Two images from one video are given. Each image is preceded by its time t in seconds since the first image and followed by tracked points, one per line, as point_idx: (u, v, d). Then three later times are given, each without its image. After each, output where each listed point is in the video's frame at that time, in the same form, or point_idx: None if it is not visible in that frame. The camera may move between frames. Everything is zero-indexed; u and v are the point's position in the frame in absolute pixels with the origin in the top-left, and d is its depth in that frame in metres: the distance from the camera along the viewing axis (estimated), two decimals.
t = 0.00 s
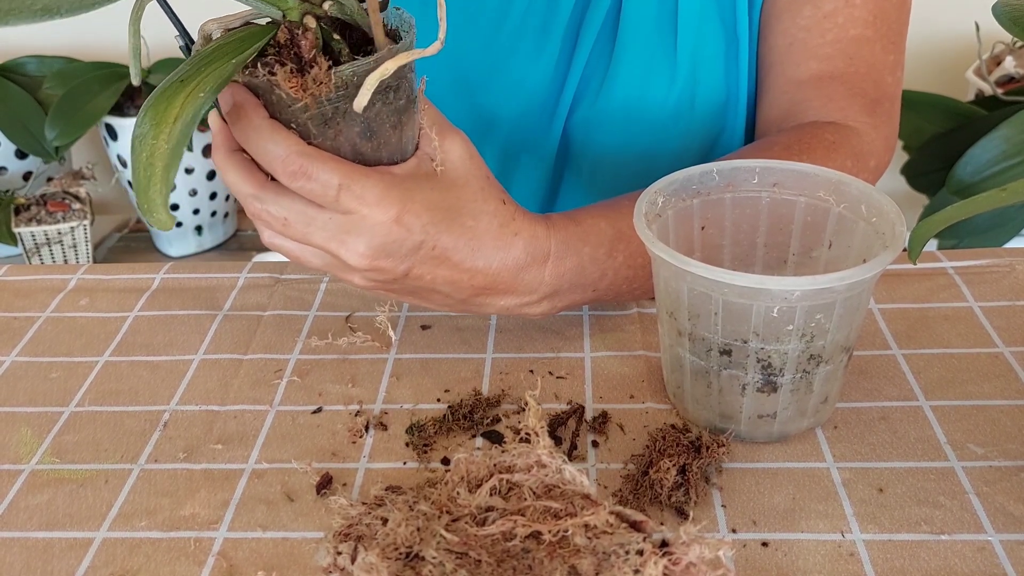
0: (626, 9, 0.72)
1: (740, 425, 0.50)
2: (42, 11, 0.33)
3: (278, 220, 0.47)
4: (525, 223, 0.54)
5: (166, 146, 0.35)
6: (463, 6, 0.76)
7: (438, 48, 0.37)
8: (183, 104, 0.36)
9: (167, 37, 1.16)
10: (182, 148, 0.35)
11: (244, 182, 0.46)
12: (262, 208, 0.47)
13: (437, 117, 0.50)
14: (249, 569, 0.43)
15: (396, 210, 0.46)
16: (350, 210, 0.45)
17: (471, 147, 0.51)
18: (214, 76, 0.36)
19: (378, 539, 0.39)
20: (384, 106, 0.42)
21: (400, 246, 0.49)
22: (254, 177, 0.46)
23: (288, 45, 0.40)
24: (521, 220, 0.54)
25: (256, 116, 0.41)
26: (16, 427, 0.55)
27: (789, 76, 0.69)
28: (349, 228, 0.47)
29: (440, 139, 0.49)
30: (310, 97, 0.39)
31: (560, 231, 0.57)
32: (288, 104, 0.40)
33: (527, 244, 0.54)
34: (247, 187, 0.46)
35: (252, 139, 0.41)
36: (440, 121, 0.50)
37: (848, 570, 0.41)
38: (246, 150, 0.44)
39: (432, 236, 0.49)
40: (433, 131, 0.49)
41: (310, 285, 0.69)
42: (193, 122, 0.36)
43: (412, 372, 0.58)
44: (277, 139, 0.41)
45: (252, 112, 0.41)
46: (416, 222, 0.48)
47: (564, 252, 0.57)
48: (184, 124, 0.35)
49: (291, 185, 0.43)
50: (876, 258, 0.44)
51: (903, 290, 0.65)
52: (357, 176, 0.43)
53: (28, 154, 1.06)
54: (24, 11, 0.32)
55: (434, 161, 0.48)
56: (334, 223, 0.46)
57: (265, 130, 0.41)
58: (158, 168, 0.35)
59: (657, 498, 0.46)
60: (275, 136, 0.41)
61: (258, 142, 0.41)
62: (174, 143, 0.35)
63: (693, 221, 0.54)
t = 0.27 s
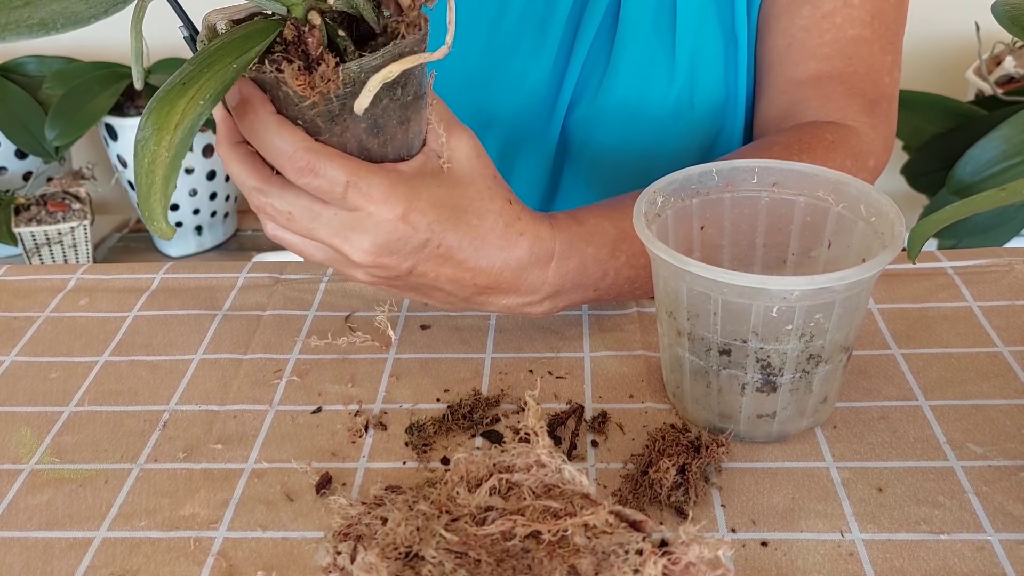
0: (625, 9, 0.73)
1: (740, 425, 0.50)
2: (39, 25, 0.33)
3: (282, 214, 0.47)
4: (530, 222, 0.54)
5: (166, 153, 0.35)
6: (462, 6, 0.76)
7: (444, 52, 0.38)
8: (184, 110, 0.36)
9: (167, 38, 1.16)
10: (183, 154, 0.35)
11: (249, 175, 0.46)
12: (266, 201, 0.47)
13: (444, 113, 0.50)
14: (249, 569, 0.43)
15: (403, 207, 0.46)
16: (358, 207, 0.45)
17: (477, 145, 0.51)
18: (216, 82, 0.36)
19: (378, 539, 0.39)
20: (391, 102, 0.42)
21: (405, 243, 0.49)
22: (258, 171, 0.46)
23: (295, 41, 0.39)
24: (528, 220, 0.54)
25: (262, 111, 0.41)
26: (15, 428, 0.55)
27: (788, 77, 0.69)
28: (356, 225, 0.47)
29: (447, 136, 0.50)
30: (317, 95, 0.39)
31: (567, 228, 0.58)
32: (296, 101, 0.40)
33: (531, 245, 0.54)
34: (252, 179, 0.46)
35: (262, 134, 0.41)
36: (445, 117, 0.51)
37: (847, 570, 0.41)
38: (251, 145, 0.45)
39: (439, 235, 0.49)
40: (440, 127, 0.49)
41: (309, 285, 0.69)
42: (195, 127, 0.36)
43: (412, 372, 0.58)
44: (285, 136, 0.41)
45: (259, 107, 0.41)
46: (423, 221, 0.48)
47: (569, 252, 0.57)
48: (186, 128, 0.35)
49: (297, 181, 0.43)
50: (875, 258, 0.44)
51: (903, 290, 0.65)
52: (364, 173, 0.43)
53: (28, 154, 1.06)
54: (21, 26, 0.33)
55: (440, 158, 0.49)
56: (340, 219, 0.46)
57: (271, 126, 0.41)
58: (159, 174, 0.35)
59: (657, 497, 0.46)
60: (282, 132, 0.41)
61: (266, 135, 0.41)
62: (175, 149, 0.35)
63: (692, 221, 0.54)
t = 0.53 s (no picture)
0: (625, 8, 0.73)
1: (740, 425, 0.50)
2: (34, 27, 0.33)
3: (278, 215, 0.47)
4: (526, 223, 0.54)
5: (159, 153, 0.35)
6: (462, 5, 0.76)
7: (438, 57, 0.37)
8: (178, 110, 0.36)
9: (167, 38, 1.16)
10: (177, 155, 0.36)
11: (245, 176, 0.46)
12: (263, 203, 0.47)
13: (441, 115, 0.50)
14: (249, 570, 0.43)
15: (397, 207, 0.46)
16: (352, 207, 0.45)
17: (473, 146, 0.51)
18: (209, 82, 0.36)
19: (378, 540, 0.39)
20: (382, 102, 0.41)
21: (402, 242, 0.49)
22: (256, 172, 0.46)
23: (288, 42, 0.39)
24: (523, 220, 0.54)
25: (257, 112, 0.41)
26: (16, 428, 0.55)
27: (787, 77, 0.69)
28: (350, 225, 0.47)
29: (442, 136, 0.49)
30: (309, 96, 0.39)
31: (565, 228, 0.58)
32: (288, 102, 0.40)
33: (528, 245, 0.54)
34: (249, 181, 0.46)
35: (255, 134, 0.41)
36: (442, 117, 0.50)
37: (847, 570, 0.41)
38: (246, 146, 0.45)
39: (435, 234, 0.49)
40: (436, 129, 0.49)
41: (309, 285, 0.69)
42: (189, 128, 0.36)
43: (412, 372, 0.58)
44: (280, 137, 0.41)
45: (253, 107, 0.41)
46: (418, 220, 0.48)
47: (565, 252, 0.57)
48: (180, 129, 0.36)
49: (292, 181, 0.43)
50: (876, 258, 0.44)
51: (902, 290, 0.65)
52: (359, 172, 0.43)
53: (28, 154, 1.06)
54: (15, 27, 0.32)
55: (435, 158, 0.48)
56: (335, 220, 0.46)
57: (266, 127, 0.41)
58: (152, 174, 0.36)
59: (657, 498, 0.46)
60: (277, 133, 0.41)
61: (260, 136, 0.41)
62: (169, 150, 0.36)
63: (692, 220, 0.54)
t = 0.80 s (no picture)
0: (624, 8, 0.73)
1: (740, 425, 0.50)
2: (23, 37, 0.33)
3: (274, 218, 0.47)
4: (522, 224, 0.54)
5: (147, 158, 0.36)
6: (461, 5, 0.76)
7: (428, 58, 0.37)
8: (167, 116, 0.36)
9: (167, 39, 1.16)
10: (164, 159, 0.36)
11: (242, 180, 0.47)
12: (259, 206, 0.47)
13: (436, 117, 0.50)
14: (249, 570, 0.43)
15: (395, 208, 0.46)
16: (342, 209, 0.45)
17: (469, 149, 0.51)
18: (197, 89, 0.36)
19: (378, 539, 0.39)
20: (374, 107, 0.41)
21: (395, 245, 0.49)
22: (253, 175, 0.46)
23: (274, 48, 0.40)
24: (519, 221, 0.54)
25: (247, 116, 0.42)
26: (16, 428, 0.55)
27: (786, 76, 0.69)
28: (343, 228, 0.47)
29: (437, 140, 0.50)
30: (295, 99, 0.40)
31: (559, 231, 0.57)
32: (276, 107, 0.41)
33: (523, 246, 0.54)
34: (246, 184, 0.47)
35: (245, 137, 0.42)
36: (436, 120, 0.50)
37: (848, 570, 0.41)
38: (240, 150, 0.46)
39: (428, 236, 0.49)
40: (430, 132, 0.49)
41: (309, 285, 0.69)
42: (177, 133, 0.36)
43: (411, 372, 0.58)
44: (272, 141, 0.42)
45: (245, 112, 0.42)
46: (411, 221, 0.48)
47: (561, 254, 0.57)
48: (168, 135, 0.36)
49: (284, 184, 0.43)
50: (876, 258, 0.44)
51: (902, 290, 0.65)
52: (350, 176, 0.43)
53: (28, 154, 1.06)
54: (5, 38, 0.33)
55: (430, 161, 0.49)
56: (328, 223, 0.46)
57: (257, 130, 0.42)
58: (140, 178, 0.36)
59: (657, 498, 0.46)
60: (267, 137, 0.42)
61: (251, 140, 0.42)
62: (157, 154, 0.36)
63: (692, 220, 0.54)
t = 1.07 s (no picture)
0: (624, 9, 0.73)
1: (740, 425, 0.50)
2: (20, 25, 0.35)
3: (273, 213, 0.48)
4: (520, 223, 0.54)
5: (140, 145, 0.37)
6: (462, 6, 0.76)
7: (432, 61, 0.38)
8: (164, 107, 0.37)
9: (167, 39, 1.16)
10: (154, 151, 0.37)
11: (243, 175, 0.47)
12: (259, 201, 0.48)
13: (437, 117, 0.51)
14: (249, 570, 0.43)
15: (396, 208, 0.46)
16: (338, 205, 0.45)
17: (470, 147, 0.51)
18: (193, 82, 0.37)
19: (378, 539, 0.39)
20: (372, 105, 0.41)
21: (390, 242, 0.49)
22: (253, 171, 0.47)
23: (271, 43, 0.40)
24: (517, 220, 0.53)
25: (245, 110, 0.43)
26: (16, 428, 0.55)
27: (786, 76, 0.69)
28: (340, 223, 0.47)
29: (437, 138, 0.50)
30: (289, 94, 0.40)
31: (560, 232, 0.57)
32: (273, 100, 0.41)
33: (520, 246, 0.54)
34: (247, 179, 0.47)
35: (243, 133, 0.43)
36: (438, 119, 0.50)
37: (848, 570, 0.41)
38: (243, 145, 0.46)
39: (424, 234, 0.49)
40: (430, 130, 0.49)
41: (309, 285, 0.69)
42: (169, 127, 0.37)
43: (412, 372, 0.58)
44: (268, 135, 0.42)
45: (243, 107, 0.43)
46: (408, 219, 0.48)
47: (560, 254, 0.56)
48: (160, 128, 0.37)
49: (280, 179, 0.43)
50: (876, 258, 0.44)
51: (903, 290, 0.65)
52: (346, 172, 0.43)
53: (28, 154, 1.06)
54: (4, 26, 0.35)
55: (429, 158, 0.49)
56: (326, 217, 0.47)
57: (253, 126, 0.42)
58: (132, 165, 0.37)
59: (657, 498, 0.46)
60: (263, 132, 0.42)
61: (247, 135, 0.43)
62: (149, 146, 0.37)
63: (693, 220, 0.54)
